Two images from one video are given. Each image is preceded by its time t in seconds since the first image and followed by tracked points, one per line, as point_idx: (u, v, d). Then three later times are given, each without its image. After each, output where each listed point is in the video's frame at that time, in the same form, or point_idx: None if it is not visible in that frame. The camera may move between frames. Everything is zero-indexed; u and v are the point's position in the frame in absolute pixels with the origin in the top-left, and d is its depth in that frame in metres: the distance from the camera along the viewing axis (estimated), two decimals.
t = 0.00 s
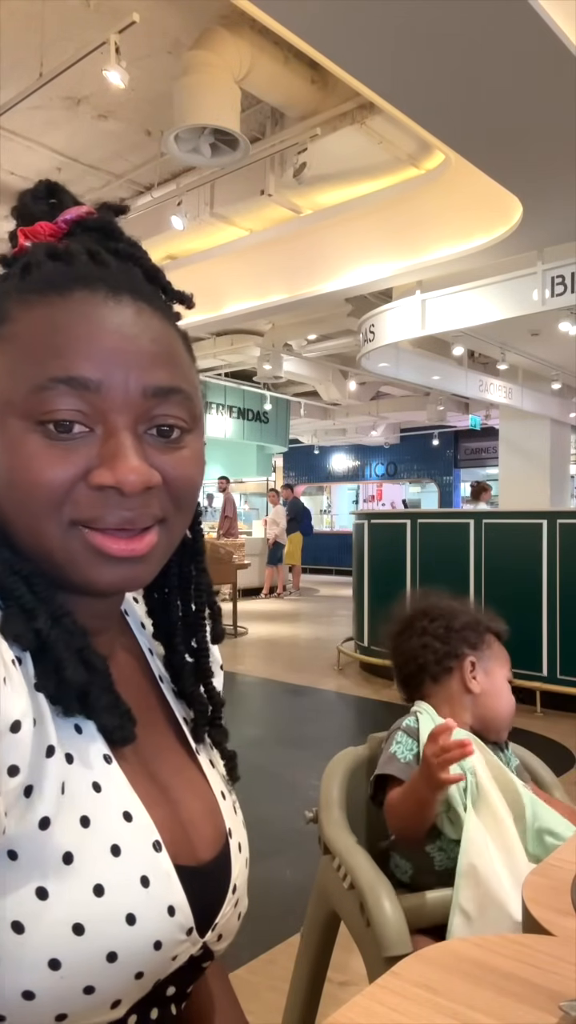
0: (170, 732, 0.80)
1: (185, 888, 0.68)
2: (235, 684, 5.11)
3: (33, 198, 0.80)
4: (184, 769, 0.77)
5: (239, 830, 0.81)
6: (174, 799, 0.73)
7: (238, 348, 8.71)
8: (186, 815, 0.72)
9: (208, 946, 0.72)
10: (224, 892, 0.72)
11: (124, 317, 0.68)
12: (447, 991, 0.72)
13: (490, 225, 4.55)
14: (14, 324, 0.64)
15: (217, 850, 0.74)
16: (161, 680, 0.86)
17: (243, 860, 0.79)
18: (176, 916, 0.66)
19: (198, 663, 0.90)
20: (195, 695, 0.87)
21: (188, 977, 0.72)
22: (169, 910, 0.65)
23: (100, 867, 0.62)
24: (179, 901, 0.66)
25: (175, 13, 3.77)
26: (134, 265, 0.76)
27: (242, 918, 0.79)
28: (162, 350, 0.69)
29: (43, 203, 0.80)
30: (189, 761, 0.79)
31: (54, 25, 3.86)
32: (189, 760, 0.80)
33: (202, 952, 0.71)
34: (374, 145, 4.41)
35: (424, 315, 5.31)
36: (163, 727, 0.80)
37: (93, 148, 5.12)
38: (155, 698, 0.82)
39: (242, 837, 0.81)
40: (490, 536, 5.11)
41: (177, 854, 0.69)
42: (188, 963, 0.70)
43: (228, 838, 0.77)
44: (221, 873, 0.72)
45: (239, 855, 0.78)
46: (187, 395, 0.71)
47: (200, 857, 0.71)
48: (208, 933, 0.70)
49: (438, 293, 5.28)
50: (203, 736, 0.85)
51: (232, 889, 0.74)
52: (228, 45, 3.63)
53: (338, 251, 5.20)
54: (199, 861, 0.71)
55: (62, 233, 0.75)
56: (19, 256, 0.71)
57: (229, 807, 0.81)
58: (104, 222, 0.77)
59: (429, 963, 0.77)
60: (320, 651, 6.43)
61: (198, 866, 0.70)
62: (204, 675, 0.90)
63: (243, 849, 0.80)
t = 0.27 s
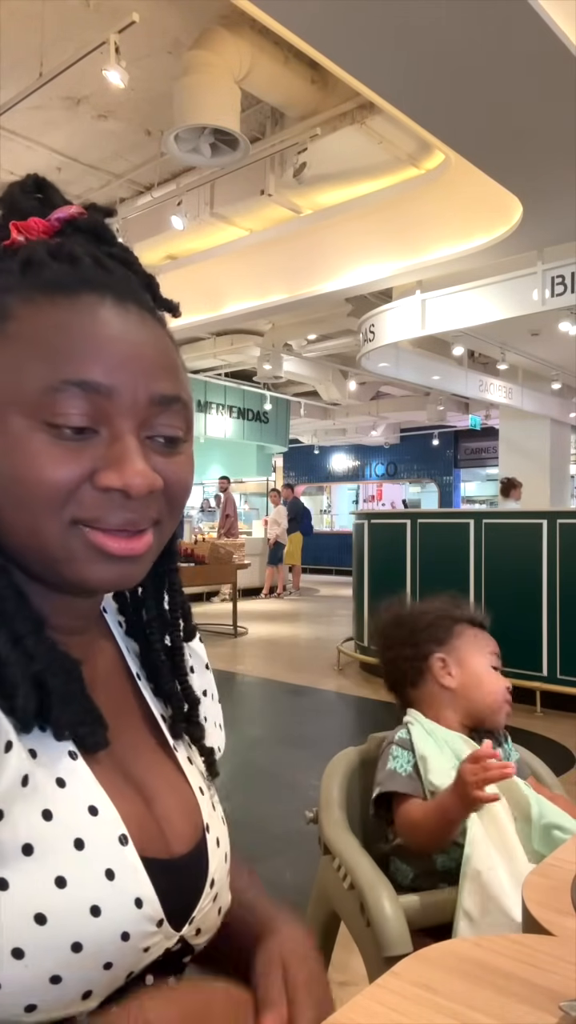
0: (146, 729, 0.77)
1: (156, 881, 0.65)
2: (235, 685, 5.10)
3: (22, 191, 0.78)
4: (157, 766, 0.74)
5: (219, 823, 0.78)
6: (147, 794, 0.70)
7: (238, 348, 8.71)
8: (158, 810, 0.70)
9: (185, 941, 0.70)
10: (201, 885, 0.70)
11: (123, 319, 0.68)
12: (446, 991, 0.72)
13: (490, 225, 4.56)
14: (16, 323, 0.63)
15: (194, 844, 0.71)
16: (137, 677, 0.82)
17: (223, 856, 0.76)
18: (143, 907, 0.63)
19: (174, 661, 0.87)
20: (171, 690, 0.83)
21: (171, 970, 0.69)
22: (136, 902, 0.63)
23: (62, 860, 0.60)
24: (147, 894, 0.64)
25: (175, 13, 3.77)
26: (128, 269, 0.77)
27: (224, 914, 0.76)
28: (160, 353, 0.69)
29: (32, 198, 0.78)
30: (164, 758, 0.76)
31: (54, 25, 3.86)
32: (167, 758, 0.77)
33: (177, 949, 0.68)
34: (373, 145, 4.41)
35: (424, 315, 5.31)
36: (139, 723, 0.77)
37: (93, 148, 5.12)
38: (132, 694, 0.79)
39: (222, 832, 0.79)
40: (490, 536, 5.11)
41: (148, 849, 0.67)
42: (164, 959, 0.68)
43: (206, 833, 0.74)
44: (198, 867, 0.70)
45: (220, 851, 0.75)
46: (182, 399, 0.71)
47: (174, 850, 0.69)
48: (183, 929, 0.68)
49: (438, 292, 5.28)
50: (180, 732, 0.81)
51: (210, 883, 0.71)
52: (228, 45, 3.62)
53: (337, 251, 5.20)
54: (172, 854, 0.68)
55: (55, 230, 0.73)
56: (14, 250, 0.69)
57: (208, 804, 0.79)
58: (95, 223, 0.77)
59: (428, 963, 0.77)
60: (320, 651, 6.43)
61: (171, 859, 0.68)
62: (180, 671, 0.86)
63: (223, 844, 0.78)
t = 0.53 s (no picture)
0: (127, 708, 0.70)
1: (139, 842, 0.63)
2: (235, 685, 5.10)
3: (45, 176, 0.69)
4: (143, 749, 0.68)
5: (212, 793, 0.74)
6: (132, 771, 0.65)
7: (238, 348, 8.71)
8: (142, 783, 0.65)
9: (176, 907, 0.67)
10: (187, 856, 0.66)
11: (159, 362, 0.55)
12: (448, 991, 0.72)
13: (489, 225, 4.56)
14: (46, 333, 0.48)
15: (177, 810, 0.67)
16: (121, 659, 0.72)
17: (212, 825, 0.71)
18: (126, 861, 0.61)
19: (154, 646, 0.74)
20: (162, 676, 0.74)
21: (164, 939, 0.68)
22: (121, 855, 0.61)
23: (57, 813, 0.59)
24: (134, 849, 0.62)
25: (175, 13, 3.77)
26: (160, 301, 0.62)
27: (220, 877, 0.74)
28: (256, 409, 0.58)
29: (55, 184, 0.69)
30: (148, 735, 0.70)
31: (54, 25, 3.86)
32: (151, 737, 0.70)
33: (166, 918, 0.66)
34: (373, 145, 4.41)
35: (424, 315, 5.31)
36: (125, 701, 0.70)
37: (93, 148, 5.12)
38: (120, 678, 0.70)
39: (215, 802, 0.74)
40: (490, 536, 5.11)
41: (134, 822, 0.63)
42: (155, 923, 0.65)
43: (187, 801, 0.69)
44: (183, 841, 0.66)
45: (212, 825, 0.71)
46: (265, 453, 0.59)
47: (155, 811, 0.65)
48: (172, 896, 0.65)
49: (438, 292, 5.27)
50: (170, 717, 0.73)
51: (197, 850, 0.68)
52: (228, 45, 3.62)
53: (338, 251, 5.20)
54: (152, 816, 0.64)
55: (81, 234, 0.60)
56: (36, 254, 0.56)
57: (201, 784, 0.73)
58: (122, 234, 0.61)
59: (428, 962, 0.77)
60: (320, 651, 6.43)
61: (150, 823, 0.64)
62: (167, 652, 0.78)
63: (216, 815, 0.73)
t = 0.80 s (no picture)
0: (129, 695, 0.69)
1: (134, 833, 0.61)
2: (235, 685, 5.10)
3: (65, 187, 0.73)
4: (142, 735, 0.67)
5: (214, 787, 0.72)
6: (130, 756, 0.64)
7: (238, 348, 8.71)
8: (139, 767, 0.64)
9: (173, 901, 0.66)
10: (184, 846, 0.65)
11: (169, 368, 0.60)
12: (449, 991, 0.72)
13: (490, 225, 4.56)
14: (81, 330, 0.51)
15: (175, 804, 0.65)
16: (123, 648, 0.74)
17: (214, 817, 0.70)
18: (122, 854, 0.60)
19: (169, 638, 0.79)
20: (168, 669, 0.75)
21: (163, 931, 0.67)
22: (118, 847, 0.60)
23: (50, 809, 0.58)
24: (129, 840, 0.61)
25: (176, 13, 3.77)
26: (176, 313, 0.69)
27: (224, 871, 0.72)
28: (202, 417, 0.64)
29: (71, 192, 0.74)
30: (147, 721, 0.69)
31: (54, 25, 3.86)
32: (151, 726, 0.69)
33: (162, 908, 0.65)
34: (373, 145, 4.40)
35: (424, 315, 5.31)
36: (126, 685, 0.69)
37: (93, 148, 5.12)
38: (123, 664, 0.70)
39: (219, 797, 0.73)
40: (490, 536, 5.11)
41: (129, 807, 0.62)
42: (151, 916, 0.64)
43: (186, 794, 0.67)
44: (180, 831, 0.65)
45: (213, 818, 0.69)
46: (227, 457, 0.67)
47: (151, 804, 0.64)
48: (167, 888, 0.64)
49: (438, 293, 5.27)
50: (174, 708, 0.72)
51: (194, 843, 0.66)
52: (228, 45, 3.62)
53: (338, 251, 5.19)
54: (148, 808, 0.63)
55: (112, 244, 0.65)
56: (66, 264, 0.62)
57: (203, 778, 0.71)
58: (149, 247, 0.68)
59: (428, 962, 0.77)
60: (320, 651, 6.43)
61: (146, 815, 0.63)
62: (173, 647, 0.79)
63: (219, 811, 0.72)
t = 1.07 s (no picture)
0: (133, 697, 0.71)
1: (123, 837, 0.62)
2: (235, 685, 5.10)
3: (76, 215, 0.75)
4: (143, 738, 0.68)
5: (215, 795, 0.73)
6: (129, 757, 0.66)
7: (238, 348, 8.72)
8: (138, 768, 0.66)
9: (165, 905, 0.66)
10: (178, 851, 0.65)
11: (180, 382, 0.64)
12: (449, 992, 0.72)
13: (490, 225, 4.57)
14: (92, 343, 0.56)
15: (169, 809, 0.66)
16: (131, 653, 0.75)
17: (212, 825, 0.70)
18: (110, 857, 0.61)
19: (177, 646, 0.79)
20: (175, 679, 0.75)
21: (156, 936, 0.68)
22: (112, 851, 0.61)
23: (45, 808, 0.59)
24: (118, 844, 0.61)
25: (176, 13, 3.77)
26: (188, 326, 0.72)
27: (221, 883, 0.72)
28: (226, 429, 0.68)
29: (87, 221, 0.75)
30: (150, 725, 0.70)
31: (54, 25, 3.86)
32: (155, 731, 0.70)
33: (152, 912, 0.65)
34: (373, 145, 4.40)
35: (424, 315, 5.31)
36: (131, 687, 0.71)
37: (93, 148, 5.12)
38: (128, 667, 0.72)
39: (220, 807, 0.73)
40: (490, 536, 5.12)
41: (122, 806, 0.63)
42: (140, 918, 0.65)
43: (182, 800, 0.68)
44: (174, 835, 0.66)
45: (210, 825, 0.70)
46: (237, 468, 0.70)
47: (145, 806, 0.65)
48: (158, 892, 0.65)
49: (438, 292, 5.27)
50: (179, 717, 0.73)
51: (189, 849, 0.67)
52: (229, 46, 3.63)
53: (338, 251, 5.19)
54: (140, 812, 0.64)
55: (129, 260, 0.68)
56: (83, 278, 0.66)
57: (204, 785, 0.72)
58: (165, 263, 0.71)
59: (428, 962, 0.77)
60: (320, 651, 6.44)
61: (139, 818, 0.64)
62: (184, 656, 0.79)
63: (218, 821, 0.72)
